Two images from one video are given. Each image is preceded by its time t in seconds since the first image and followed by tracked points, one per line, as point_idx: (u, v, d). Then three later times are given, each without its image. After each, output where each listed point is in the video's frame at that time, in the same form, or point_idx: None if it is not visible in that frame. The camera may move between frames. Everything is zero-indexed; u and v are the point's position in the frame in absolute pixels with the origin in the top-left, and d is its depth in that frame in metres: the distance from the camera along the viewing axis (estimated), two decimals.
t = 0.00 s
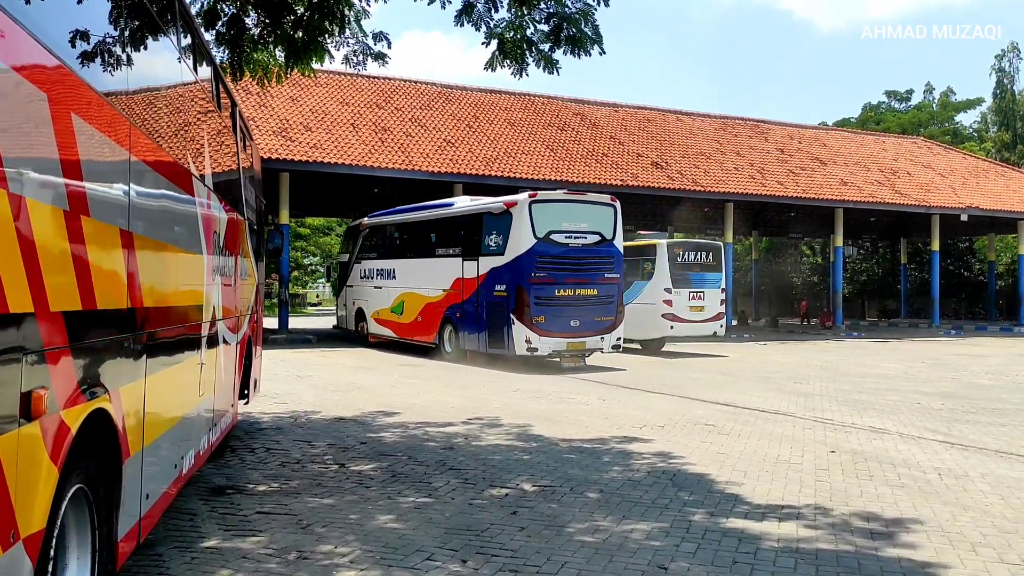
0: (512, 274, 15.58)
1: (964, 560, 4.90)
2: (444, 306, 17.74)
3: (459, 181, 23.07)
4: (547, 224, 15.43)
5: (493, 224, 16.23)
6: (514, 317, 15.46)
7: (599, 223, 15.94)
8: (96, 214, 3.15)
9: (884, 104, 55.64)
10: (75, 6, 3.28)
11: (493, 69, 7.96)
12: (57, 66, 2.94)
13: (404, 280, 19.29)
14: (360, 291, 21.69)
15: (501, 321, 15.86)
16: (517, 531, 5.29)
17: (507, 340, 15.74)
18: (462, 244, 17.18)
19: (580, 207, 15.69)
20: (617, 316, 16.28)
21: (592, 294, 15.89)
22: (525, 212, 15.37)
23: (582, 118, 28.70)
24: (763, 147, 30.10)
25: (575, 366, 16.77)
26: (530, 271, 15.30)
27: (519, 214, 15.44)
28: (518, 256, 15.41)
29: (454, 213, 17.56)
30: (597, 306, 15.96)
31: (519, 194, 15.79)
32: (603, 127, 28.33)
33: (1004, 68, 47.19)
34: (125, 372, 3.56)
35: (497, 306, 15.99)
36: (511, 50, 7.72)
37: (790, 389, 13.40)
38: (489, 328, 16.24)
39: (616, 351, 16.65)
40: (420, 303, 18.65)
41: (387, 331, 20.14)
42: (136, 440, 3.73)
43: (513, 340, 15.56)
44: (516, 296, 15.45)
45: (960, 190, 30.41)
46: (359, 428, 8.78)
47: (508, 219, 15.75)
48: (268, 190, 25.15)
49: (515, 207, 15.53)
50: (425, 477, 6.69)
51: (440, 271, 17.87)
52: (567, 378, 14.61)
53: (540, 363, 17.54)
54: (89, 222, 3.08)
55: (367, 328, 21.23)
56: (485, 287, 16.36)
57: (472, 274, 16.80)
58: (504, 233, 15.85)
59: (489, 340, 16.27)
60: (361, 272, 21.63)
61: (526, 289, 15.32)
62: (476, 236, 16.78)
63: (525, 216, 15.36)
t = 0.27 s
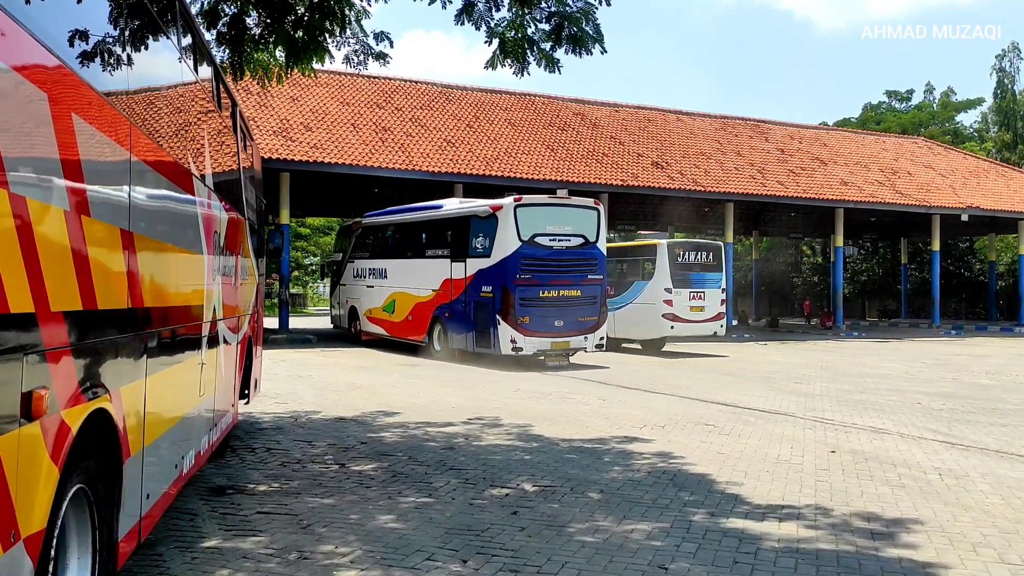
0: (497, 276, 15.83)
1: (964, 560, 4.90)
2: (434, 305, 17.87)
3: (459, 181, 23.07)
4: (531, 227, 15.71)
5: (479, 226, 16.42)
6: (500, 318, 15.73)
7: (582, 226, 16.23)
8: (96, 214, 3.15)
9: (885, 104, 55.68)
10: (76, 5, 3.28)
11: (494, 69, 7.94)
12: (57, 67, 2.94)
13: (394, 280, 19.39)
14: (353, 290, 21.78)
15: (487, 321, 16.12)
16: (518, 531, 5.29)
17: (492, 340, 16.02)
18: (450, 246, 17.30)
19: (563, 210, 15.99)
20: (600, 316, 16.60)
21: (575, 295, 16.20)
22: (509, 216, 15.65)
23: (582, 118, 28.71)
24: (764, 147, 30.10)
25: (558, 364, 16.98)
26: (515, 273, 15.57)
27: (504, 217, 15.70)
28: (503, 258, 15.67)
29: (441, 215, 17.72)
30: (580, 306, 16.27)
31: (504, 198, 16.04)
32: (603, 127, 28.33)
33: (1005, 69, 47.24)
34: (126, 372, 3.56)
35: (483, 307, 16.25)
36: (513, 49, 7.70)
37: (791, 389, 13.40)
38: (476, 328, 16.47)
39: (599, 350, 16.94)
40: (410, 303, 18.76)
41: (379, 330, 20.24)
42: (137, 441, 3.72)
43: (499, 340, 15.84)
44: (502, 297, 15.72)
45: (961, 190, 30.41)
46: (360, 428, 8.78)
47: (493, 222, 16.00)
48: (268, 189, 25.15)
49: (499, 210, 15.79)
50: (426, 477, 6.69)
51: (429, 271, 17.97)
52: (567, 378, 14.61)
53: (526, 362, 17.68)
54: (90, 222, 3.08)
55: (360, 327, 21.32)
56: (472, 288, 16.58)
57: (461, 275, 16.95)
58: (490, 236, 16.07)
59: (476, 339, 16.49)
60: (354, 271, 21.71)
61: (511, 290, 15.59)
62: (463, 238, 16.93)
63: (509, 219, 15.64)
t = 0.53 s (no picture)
0: (484, 277, 16.03)
1: (965, 560, 4.89)
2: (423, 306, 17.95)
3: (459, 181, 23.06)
4: (517, 230, 15.89)
5: (468, 229, 16.55)
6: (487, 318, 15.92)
7: (568, 229, 16.37)
8: (96, 215, 3.14)
9: (885, 104, 55.66)
10: (76, 5, 3.28)
11: (495, 68, 7.95)
12: (58, 67, 2.94)
13: (386, 280, 19.44)
14: (346, 289, 21.80)
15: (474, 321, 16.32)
16: (518, 531, 5.29)
17: (479, 339, 16.22)
18: (440, 248, 17.37)
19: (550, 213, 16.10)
20: (585, 316, 16.75)
21: (560, 296, 16.36)
22: (496, 219, 15.83)
23: (582, 118, 28.71)
24: (764, 147, 30.08)
25: (545, 361, 17.19)
26: (501, 275, 15.76)
27: (491, 220, 15.87)
28: (489, 261, 15.87)
29: (430, 218, 17.82)
30: (565, 307, 16.44)
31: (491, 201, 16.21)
32: (603, 127, 28.32)
33: (1006, 69, 47.27)
34: (126, 372, 3.56)
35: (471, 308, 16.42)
36: (514, 49, 7.70)
37: (791, 389, 13.40)
38: (465, 328, 16.62)
39: (584, 349, 17.11)
40: (400, 303, 18.80)
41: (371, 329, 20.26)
42: (136, 441, 3.72)
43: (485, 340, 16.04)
44: (488, 298, 15.92)
45: (961, 190, 30.40)
46: (360, 428, 8.78)
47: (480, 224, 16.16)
48: (268, 189, 25.14)
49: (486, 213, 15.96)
50: (426, 477, 6.69)
51: (420, 272, 18.02)
52: (567, 378, 14.61)
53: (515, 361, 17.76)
54: (90, 222, 3.07)
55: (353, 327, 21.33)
56: (460, 289, 16.73)
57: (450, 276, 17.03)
58: (478, 238, 16.21)
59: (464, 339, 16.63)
60: (347, 271, 21.72)
61: (497, 291, 15.78)
62: (452, 241, 17.01)
63: (495, 222, 15.82)
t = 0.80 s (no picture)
0: (472, 277, 16.09)
1: (965, 561, 4.90)
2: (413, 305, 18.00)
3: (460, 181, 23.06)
4: (504, 231, 15.96)
5: (457, 230, 16.62)
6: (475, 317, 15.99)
7: (555, 231, 16.42)
8: (97, 215, 3.14)
9: (885, 104, 55.68)
10: (76, 5, 3.28)
11: (496, 68, 7.95)
12: (59, 67, 2.95)
13: (378, 280, 19.46)
14: (341, 289, 21.81)
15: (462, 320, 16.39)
16: (519, 531, 5.30)
17: (467, 338, 16.27)
18: (430, 248, 17.40)
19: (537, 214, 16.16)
20: (570, 315, 16.76)
21: (546, 295, 16.38)
22: (484, 220, 15.91)
23: (582, 118, 28.70)
24: (764, 148, 30.08)
25: (531, 359, 17.30)
26: (489, 275, 15.83)
27: (479, 221, 15.96)
28: (478, 260, 15.94)
29: (421, 219, 17.86)
30: (550, 306, 16.45)
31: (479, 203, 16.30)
32: (604, 127, 28.32)
33: (1006, 69, 47.28)
34: (127, 371, 3.55)
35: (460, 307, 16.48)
36: (515, 49, 7.71)
37: (791, 390, 13.41)
38: (453, 326, 16.66)
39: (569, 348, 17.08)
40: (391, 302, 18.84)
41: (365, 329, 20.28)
42: (137, 441, 3.70)
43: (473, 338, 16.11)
44: (477, 298, 15.99)
45: (962, 190, 30.40)
46: (360, 428, 8.79)
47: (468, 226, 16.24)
48: (269, 189, 25.15)
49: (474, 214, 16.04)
50: (426, 477, 6.69)
51: (411, 271, 18.05)
52: (568, 378, 14.61)
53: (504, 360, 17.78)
54: (91, 224, 3.07)
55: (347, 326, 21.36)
56: (449, 288, 16.79)
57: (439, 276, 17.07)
58: (466, 239, 16.28)
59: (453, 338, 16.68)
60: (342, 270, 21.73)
61: (485, 291, 15.85)
62: (442, 241, 17.05)
63: (484, 223, 15.89)
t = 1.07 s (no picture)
0: (459, 277, 16.14)
1: (965, 561, 4.90)
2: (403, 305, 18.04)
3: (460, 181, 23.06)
4: (492, 234, 16.00)
5: (445, 232, 16.63)
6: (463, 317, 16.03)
7: (542, 234, 16.48)
8: (98, 215, 3.14)
9: (885, 104, 55.69)
10: (76, 4, 3.28)
11: (496, 68, 7.96)
12: (60, 66, 2.95)
13: (371, 279, 19.48)
14: (337, 288, 21.82)
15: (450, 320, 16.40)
16: (519, 531, 5.30)
17: (454, 338, 16.28)
18: (420, 249, 17.41)
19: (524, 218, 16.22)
20: (557, 316, 16.82)
21: (533, 296, 16.43)
22: (472, 223, 15.95)
23: (582, 118, 28.70)
24: (764, 148, 30.08)
25: (523, 359, 17.34)
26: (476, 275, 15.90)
27: (467, 224, 15.98)
28: (465, 261, 16.00)
29: (411, 221, 17.88)
30: (538, 307, 16.50)
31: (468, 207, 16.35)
32: (604, 127, 28.31)
33: (1006, 70, 47.30)
34: (126, 371, 3.54)
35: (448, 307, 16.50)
36: (515, 49, 7.71)
37: (791, 390, 13.41)
38: (442, 327, 16.67)
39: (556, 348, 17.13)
40: (383, 302, 18.88)
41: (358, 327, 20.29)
42: (137, 440, 3.70)
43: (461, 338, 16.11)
44: (465, 298, 16.03)
45: (963, 190, 30.40)
46: (361, 428, 8.79)
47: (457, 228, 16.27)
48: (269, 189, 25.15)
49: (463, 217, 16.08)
50: (426, 477, 6.69)
51: (402, 272, 18.08)
52: (568, 379, 14.62)
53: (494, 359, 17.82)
54: (92, 224, 3.07)
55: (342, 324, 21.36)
56: (437, 289, 16.81)
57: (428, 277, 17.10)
58: (455, 241, 16.28)
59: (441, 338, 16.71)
60: (338, 270, 21.73)
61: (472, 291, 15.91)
62: (432, 243, 17.07)
63: (472, 226, 15.93)
